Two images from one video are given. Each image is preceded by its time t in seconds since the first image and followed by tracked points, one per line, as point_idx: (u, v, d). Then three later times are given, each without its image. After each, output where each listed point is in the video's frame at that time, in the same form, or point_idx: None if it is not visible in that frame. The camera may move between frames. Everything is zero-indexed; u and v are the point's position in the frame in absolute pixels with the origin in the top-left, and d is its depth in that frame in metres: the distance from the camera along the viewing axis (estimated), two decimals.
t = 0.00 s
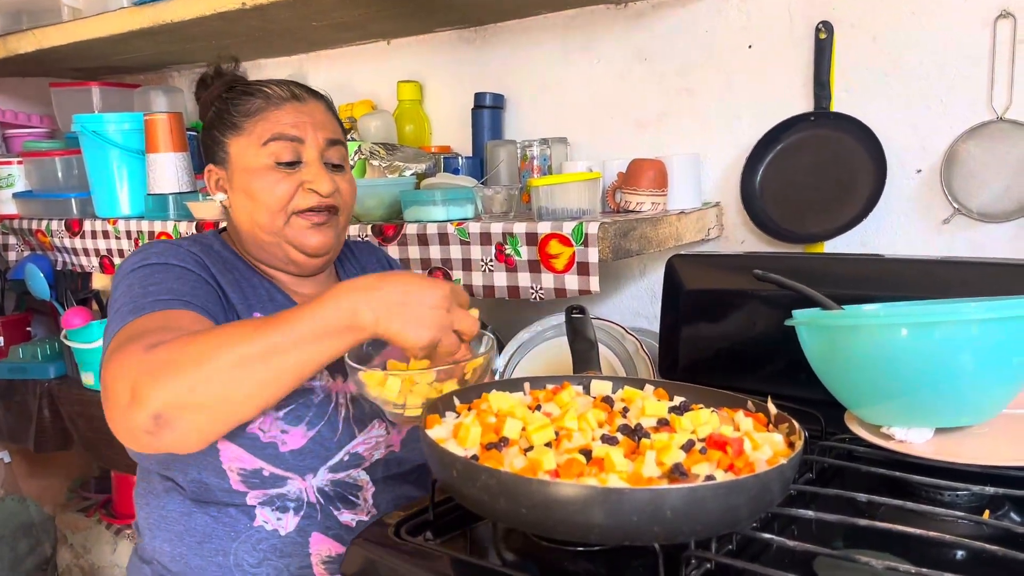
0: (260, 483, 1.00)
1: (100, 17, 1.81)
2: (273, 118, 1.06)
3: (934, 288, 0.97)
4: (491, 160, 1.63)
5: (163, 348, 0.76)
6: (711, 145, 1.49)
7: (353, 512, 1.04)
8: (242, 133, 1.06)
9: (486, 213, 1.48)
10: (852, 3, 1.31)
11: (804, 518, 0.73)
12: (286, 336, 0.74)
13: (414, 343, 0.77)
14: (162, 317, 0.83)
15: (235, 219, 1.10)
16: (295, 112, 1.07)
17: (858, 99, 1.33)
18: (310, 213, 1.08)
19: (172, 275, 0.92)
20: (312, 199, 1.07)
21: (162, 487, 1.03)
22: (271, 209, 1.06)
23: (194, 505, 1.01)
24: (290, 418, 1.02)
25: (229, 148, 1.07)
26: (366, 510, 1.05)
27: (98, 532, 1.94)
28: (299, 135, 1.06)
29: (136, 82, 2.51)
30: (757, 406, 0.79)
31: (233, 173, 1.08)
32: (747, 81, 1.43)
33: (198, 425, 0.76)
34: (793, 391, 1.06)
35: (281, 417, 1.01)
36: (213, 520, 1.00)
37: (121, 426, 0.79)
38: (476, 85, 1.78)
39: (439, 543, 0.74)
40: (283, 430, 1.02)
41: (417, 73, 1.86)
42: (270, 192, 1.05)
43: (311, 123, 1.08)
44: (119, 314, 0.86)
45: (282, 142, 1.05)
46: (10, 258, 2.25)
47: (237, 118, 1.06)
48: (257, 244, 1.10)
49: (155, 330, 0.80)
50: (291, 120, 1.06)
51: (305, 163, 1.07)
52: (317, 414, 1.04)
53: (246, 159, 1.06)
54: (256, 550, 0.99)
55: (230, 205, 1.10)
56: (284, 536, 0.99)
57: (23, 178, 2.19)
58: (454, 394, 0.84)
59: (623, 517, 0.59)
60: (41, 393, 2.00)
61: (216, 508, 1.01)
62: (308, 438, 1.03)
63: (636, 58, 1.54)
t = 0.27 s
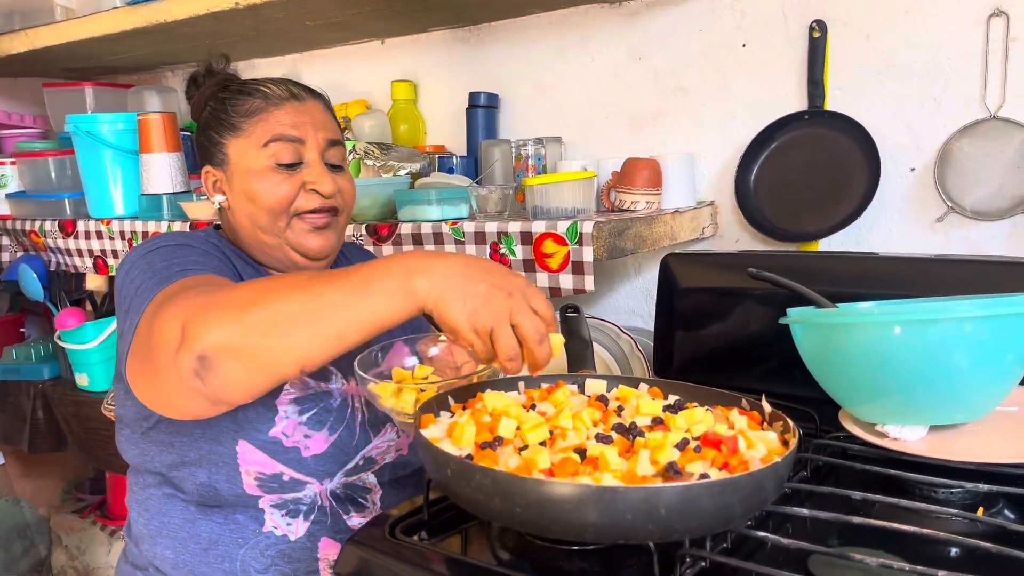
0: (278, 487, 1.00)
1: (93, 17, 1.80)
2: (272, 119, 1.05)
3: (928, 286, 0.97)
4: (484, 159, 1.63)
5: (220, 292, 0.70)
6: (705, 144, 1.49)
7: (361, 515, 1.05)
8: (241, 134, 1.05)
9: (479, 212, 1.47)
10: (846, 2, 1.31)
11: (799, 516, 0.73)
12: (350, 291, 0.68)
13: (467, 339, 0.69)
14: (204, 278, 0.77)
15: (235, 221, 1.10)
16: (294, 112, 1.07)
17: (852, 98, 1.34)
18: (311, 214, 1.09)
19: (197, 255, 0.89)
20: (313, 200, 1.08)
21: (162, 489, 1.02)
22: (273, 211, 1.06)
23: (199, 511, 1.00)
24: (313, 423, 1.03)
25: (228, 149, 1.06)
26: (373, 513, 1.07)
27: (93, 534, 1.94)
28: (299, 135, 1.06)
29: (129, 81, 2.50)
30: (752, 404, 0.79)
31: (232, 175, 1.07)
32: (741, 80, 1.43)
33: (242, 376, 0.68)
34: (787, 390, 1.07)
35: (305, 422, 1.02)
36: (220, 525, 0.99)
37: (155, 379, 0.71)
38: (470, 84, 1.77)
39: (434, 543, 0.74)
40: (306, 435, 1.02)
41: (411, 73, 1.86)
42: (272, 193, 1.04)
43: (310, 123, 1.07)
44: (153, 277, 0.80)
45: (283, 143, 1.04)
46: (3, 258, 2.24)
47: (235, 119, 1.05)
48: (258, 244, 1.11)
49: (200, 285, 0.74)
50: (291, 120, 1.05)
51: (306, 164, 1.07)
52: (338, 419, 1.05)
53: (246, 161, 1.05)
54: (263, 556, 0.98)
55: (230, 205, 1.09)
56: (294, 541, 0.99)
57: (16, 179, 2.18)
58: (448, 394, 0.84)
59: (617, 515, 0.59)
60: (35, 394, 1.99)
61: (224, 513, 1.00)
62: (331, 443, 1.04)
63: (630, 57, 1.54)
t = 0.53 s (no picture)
0: (285, 490, 0.99)
1: (89, 18, 1.80)
2: (271, 120, 1.05)
3: (926, 285, 0.97)
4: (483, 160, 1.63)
5: (299, 282, 0.69)
6: (702, 144, 1.49)
7: (365, 517, 1.05)
8: (241, 135, 1.05)
9: (477, 212, 1.49)
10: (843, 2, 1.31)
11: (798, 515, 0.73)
12: (435, 295, 0.68)
13: (553, 346, 0.70)
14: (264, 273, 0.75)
15: (235, 222, 1.09)
16: (294, 112, 1.06)
17: (851, 98, 1.34)
18: (312, 215, 1.09)
19: (219, 253, 0.86)
20: (314, 201, 1.08)
21: (162, 494, 1.02)
22: (274, 212, 1.05)
23: (202, 514, 1.00)
24: (321, 425, 1.03)
25: (227, 150, 1.06)
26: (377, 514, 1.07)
27: (90, 536, 1.93)
28: (298, 136, 1.05)
29: (126, 83, 2.49)
30: (751, 404, 0.79)
31: (231, 176, 1.06)
32: (738, 82, 1.43)
33: (307, 365, 0.67)
34: (786, 390, 1.06)
35: (313, 425, 1.02)
36: (225, 529, 0.99)
37: (211, 364, 0.70)
38: (468, 85, 1.77)
39: (433, 544, 0.74)
40: (315, 438, 1.02)
41: (409, 73, 1.86)
42: (273, 195, 1.04)
43: (310, 124, 1.07)
44: (186, 272, 0.77)
45: (282, 144, 1.04)
46: None
47: (234, 120, 1.05)
48: (259, 246, 1.10)
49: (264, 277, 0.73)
50: (290, 120, 1.05)
51: (306, 165, 1.07)
52: (346, 421, 1.05)
53: (246, 162, 1.04)
54: (267, 559, 0.98)
55: (229, 207, 1.09)
56: (299, 544, 0.99)
57: (13, 180, 2.17)
58: (446, 394, 0.84)
59: (616, 515, 0.58)
60: (31, 396, 1.99)
61: (228, 516, 1.00)
62: (339, 445, 1.04)
63: (627, 57, 1.54)
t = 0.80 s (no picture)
0: (290, 489, 0.99)
1: (84, 18, 1.79)
2: (274, 119, 1.04)
3: (927, 284, 0.97)
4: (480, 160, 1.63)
5: (277, 273, 0.70)
6: (701, 145, 1.48)
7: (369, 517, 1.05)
8: (243, 134, 1.04)
9: (475, 213, 1.48)
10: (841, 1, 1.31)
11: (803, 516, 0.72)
12: (406, 284, 0.67)
13: (521, 341, 0.65)
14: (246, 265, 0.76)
15: (236, 221, 1.09)
16: (296, 112, 1.06)
17: (850, 98, 1.33)
18: (314, 215, 1.08)
19: (216, 248, 0.88)
20: (316, 200, 1.07)
21: (166, 494, 1.01)
22: (275, 212, 1.05)
23: (206, 514, 0.99)
24: (326, 424, 1.02)
25: (229, 149, 1.05)
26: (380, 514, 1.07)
27: (85, 540, 1.92)
28: (301, 135, 1.05)
29: (121, 84, 2.48)
30: (755, 404, 0.79)
31: (233, 175, 1.05)
32: (736, 82, 1.43)
33: (282, 356, 0.68)
34: (787, 390, 1.06)
35: (319, 424, 1.01)
36: (229, 528, 0.98)
37: (191, 354, 0.71)
38: (465, 85, 1.77)
39: (435, 545, 0.73)
40: (320, 436, 1.01)
41: (406, 74, 1.85)
42: (275, 194, 1.03)
43: (312, 123, 1.07)
44: (178, 264, 0.79)
45: (284, 143, 1.03)
46: None
47: (236, 119, 1.04)
48: (261, 246, 1.09)
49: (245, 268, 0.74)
50: (292, 120, 1.04)
51: (308, 164, 1.06)
52: (351, 420, 1.04)
53: (248, 161, 1.04)
54: (272, 560, 0.97)
55: (231, 206, 1.08)
56: (303, 544, 0.98)
57: (7, 182, 2.15)
58: (446, 395, 0.83)
59: (620, 515, 0.58)
60: (26, 399, 1.97)
61: (233, 516, 0.99)
62: (344, 444, 1.03)
63: (625, 57, 1.54)
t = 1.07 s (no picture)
0: (274, 495, 0.97)
1: (76, 21, 1.77)
2: (260, 119, 1.02)
3: (932, 287, 0.95)
4: (478, 163, 1.60)
5: (238, 292, 0.69)
6: (700, 147, 1.47)
7: (361, 524, 1.01)
8: (229, 135, 1.03)
9: (475, 217, 1.46)
10: (841, 2, 1.30)
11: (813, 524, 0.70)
12: (359, 312, 0.64)
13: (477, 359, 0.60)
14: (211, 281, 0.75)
15: (226, 225, 1.07)
16: (283, 112, 1.04)
17: (851, 100, 1.32)
18: (303, 216, 1.06)
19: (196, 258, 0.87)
20: (304, 202, 1.05)
21: (152, 502, 0.99)
22: (263, 213, 1.03)
23: (192, 521, 0.97)
24: (309, 428, 1.00)
25: (216, 151, 1.03)
26: (373, 522, 1.03)
27: (78, 549, 1.89)
28: (288, 135, 1.03)
29: (115, 88, 2.46)
30: (763, 409, 0.77)
31: (221, 177, 1.04)
32: (735, 85, 1.42)
33: (238, 380, 0.67)
34: (792, 394, 1.04)
35: (301, 427, 1.00)
36: (215, 536, 0.96)
37: (156, 374, 0.71)
38: (462, 88, 1.75)
39: (436, 556, 0.71)
40: (303, 440, 1.00)
41: (402, 77, 1.84)
42: (261, 196, 1.02)
43: (300, 123, 1.05)
44: (154, 276, 0.79)
45: (270, 143, 1.02)
46: None
47: (222, 120, 1.03)
48: (250, 249, 1.08)
49: (212, 284, 0.73)
50: (279, 120, 1.03)
51: (296, 165, 1.04)
52: (335, 424, 1.03)
53: (234, 162, 1.02)
54: (259, 567, 0.95)
55: (219, 209, 1.07)
56: (290, 551, 0.95)
57: None
58: (447, 402, 0.81)
59: (629, 525, 0.56)
60: (18, 406, 1.94)
61: (219, 523, 0.97)
62: (328, 448, 1.01)
63: (624, 60, 1.53)
